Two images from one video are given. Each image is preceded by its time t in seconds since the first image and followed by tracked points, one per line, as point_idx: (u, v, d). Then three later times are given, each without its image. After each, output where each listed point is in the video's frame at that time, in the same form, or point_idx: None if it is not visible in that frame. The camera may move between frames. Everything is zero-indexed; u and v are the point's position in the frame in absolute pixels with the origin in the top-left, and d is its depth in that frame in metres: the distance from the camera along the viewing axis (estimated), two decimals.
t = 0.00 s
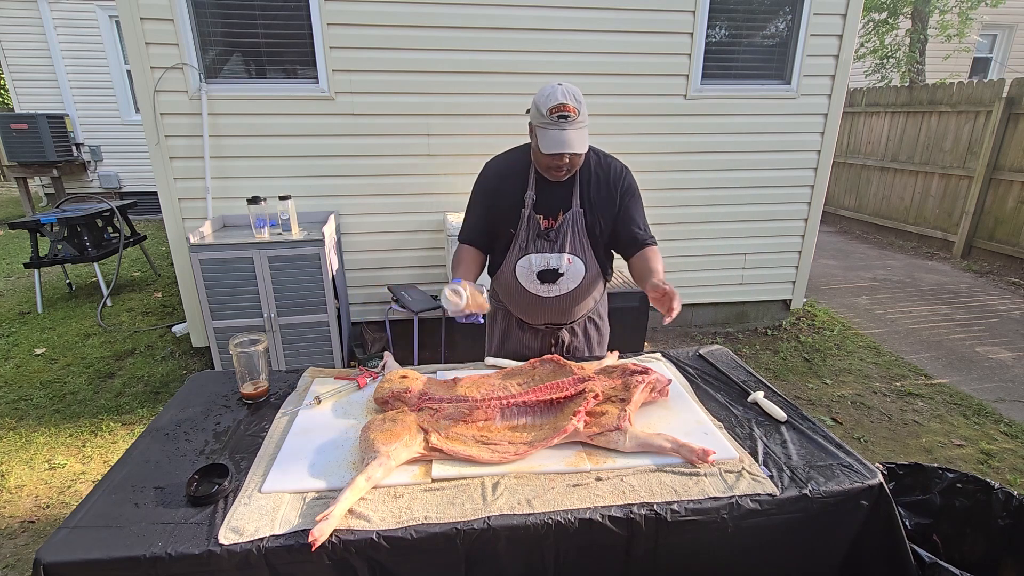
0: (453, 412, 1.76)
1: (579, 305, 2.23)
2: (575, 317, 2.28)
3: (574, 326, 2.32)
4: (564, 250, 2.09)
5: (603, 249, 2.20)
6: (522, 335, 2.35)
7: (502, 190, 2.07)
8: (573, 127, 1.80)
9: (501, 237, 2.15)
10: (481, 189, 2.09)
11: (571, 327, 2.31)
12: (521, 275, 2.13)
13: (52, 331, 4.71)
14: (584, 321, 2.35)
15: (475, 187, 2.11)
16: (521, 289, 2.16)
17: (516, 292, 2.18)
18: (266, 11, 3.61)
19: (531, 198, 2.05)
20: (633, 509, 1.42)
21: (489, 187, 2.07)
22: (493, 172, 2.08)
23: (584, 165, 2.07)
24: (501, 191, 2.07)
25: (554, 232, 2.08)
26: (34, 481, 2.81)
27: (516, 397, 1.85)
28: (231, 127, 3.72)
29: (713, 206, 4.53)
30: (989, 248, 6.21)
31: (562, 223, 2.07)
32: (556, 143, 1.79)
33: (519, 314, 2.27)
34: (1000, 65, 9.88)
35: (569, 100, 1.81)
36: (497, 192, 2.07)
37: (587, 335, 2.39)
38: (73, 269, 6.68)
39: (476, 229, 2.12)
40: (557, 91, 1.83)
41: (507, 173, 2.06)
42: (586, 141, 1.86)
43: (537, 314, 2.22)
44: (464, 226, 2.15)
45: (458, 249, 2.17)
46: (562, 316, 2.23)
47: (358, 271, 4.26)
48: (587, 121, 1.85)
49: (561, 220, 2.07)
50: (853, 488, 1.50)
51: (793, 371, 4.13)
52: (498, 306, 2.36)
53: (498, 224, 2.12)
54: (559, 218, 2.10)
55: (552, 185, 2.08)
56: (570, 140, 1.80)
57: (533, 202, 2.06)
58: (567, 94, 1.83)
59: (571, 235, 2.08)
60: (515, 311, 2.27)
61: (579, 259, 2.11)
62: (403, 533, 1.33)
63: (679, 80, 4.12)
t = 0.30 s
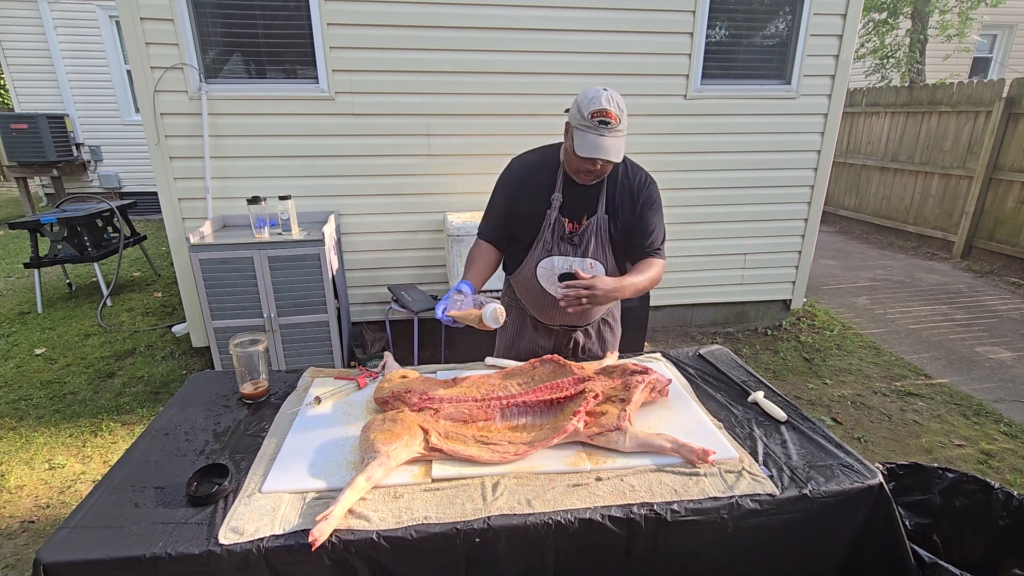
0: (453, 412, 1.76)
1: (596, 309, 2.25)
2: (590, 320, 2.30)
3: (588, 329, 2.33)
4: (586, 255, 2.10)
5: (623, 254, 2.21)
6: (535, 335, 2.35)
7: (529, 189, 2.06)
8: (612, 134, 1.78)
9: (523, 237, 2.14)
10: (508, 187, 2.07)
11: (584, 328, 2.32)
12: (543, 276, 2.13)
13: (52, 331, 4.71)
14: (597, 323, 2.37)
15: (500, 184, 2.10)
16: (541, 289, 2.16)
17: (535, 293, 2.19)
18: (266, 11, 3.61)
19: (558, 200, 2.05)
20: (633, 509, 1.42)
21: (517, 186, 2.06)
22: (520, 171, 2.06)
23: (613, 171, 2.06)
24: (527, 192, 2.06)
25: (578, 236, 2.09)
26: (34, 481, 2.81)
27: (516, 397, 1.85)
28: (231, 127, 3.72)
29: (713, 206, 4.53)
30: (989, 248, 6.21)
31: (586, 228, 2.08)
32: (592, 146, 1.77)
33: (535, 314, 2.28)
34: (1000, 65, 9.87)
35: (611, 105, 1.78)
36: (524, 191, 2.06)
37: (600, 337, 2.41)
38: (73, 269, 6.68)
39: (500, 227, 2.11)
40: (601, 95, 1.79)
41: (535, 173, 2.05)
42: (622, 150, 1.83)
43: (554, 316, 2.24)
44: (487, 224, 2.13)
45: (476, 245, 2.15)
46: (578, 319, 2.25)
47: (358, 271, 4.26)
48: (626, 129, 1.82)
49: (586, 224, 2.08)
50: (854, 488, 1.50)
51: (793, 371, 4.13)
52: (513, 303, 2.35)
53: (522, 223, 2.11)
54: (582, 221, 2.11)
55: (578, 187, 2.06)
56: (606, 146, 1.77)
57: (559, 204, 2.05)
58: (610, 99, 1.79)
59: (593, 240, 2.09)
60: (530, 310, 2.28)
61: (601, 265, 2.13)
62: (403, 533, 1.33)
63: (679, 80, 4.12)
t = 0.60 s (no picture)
0: (453, 412, 1.76)
1: (597, 310, 2.25)
2: (592, 322, 2.30)
3: (591, 329, 2.35)
4: (590, 257, 2.07)
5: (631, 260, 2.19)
6: (538, 333, 2.39)
7: (536, 189, 2.04)
8: (617, 136, 1.77)
9: (529, 238, 2.13)
10: (515, 186, 2.06)
11: (586, 329, 2.34)
12: (544, 277, 2.13)
13: (52, 331, 4.71)
14: (602, 325, 2.38)
15: (507, 184, 2.09)
16: (543, 289, 2.17)
17: (537, 292, 2.20)
18: (266, 11, 3.61)
19: (564, 200, 2.03)
20: (633, 509, 1.42)
21: (524, 186, 2.04)
22: (529, 171, 2.06)
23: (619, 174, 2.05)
24: (534, 191, 2.05)
25: (583, 238, 2.07)
26: (34, 481, 2.81)
27: (516, 397, 1.85)
28: (231, 127, 3.72)
29: (713, 206, 4.53)
30: (990, 248, 6.21)
31: (591, 229, 2.06)
32: (597, 148, 1.77)
33: (537, 313, 2.31)
34: (1000, 65, 9.87)
35: (617, 107, 1.78)
36: (530, 191, 2.05)
37: (604, 339, 2.41)
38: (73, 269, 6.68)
39: (506, 228, 2.08)
40: (606, 97, 1.79)
41: (543, 174, 2.04)
42: (628, 151, 1.82)
43: (556, 315, 2.25)
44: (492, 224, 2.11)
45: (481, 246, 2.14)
46: (580, 320, 2.26)
47: (358, 271, 4.26)
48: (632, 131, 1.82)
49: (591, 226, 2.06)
50: (853, 488, 1.50)
51: (793, 371, 4.13)
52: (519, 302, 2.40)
53: (528, 224, 2.09)
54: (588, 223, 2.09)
55: (586, 189, 2.05)
56: (612, 147, 1.77)
57: (565, 205, 2.04)
58: (615, 102, 1.79)
59: (598, 242, 2.06)
60: (534, 310, 2.31)
61: (603, 267, 2.10)
62: (403, 533, 1.33)
63: (679, 80, 4.12)
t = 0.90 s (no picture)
0: (453, 412, 1.76)
1: (609, 310, 2.26)
2: (603, 322, 2.31)
3: (600, 330, 2.36)
4: (603, 258, 2.09)
5: (637, 256, 2.24)
6: (546, 335, 2.38)
7: (545, 191, 2.03)
8: (624, 135, 1.77)
9: (538, 240, 2.12)
10: (522, 190, 2.04)
11: (595, 331, 2.35)
12: (556, 280, 2.13)
13: (52, 331, 4.71)
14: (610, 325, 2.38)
15: (513, 186, 2.06)
16: (554, 293, 2.17)
17: (547, 295, 2.19)
18: (266, 11, 3.61)
19: (573, 202, 2.02)
20: (633, 509, 1.42)
21: (533, 188, 2.02)
22: (535, 173, 2.04)
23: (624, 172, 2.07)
24: (543, 193, 2.03)
25: (594, 238, 2.07)
26: (34, 481, 2.81)
27: (516, 396, 1.85)
28: (231, 127, 3.72)
29: (713, 206, 4.53)
30: (990, 248, 6.21)
31: (602, 230, 2.07)
32: (605, 148, 1.77)
33: (546, 315, 2.30)
34: (1000, 65, 9.87)
35: (625, 107, 1.78)
36: (539, 194, 2.03)
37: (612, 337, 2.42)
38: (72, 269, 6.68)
39: (516, 232, 2.07)
40: (614, 97, 1.80)
41: (550, 174, 2.03)
42: (635, 151, 1.82)
43: (566, 318, 2.25)
44: (501, 229, 2.08)
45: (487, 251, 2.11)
46: (592, 322, 2.27)
47: (358, 271, 4.26)
48: (640, 131, 1.82)
49: (602, 226, 2.07)
50: (854, 488, 1.50)
51: (793, 371, 4.13)
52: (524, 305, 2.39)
53: (537, 226, 2.08)
54: (597, 223, 2.10)
55: (594, 189, 2.05)
56: (619, 147, 1.77)
57: (575, 206, 2.03)
58: (623, 101, 1.79)
59: (609, 242, 2.08)
60: (544, 313, 2.30)
61: (615, 267, 2.13)
62: (403, 533, 1.33)
63: (679, 80, 4.12)
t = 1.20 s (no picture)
0: (453, 412, 1.76)
1: (612, 310, 2.29)
2: (606, 322, 2.34)
3: (602, 330, 2.38)
4: (607, 258, 2.11)
5: (637, 254, 2.26)
6: (548, 336, 2.38)
7: (548, 193, 2.02)
8: (626, 136, 1.77)
9: (541, 241, 2.11)
10: (525, 191, 2.02)
11: (597, 330, 2.37)
12: (561, 280, 2.14)
13: (52, 331, 4.71)
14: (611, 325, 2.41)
15: (515, 188, 2.04)
16: (559, 293, 2.18)
17: (551, 296, 2.20)
18: (266, 11, 3.61)
19: (577, 202, 2.01)
20: (633, 509, 1.42)
21: (535, 190, 2.01)
22: (537, 174, 2.02)
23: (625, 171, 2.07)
24: (546, 195, 2.02)
25: (597, 239, 2.08)
26: (34, 481, 2.81)
27: (516, 396, 1.85)
28: (231, 127, 3.72)
29: (713, 206, 4.54)
30: (990, 248, 6.21)
31: (605, 230, 2.08)
32: (607, 147, 1.77)
33: (549, 316, 2.31)
34: (1000, 65, 9.87)
35: (627, 107, 1.78)
36: (542, 195, 2.02)
37: (613, 337, 2.44)
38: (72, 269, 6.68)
39: (520, 233, 2.06)
40: (616, 96, 1.80)
41: (551, 175, 2.02)
42: (636, 152, 1.83)
43: (570, 318, 2.26)
44: (504, 231, 2.07)
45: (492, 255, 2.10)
46: (595, 321, 2.29)
47: (358, 271, 4.26)
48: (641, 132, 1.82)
49: (605, 226, 2.08)
50: (854, 488, 1.50)
51: (793, 371, 4.13)
52: (524, 305, 2.38)
53: (541, 228, 2.08)
54: (600, 223, 2.10)
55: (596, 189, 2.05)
56: (621, 147, 1.77)
57: (578, 207, 2.03)
58: (625, 101, 1.79)
59: (612, 241, 2.09)
60: (546, 314, 2.31)
61: (618, 266, 2.15)
62: (403, 533, 1.33)
63: (679, 80, 4.12)
